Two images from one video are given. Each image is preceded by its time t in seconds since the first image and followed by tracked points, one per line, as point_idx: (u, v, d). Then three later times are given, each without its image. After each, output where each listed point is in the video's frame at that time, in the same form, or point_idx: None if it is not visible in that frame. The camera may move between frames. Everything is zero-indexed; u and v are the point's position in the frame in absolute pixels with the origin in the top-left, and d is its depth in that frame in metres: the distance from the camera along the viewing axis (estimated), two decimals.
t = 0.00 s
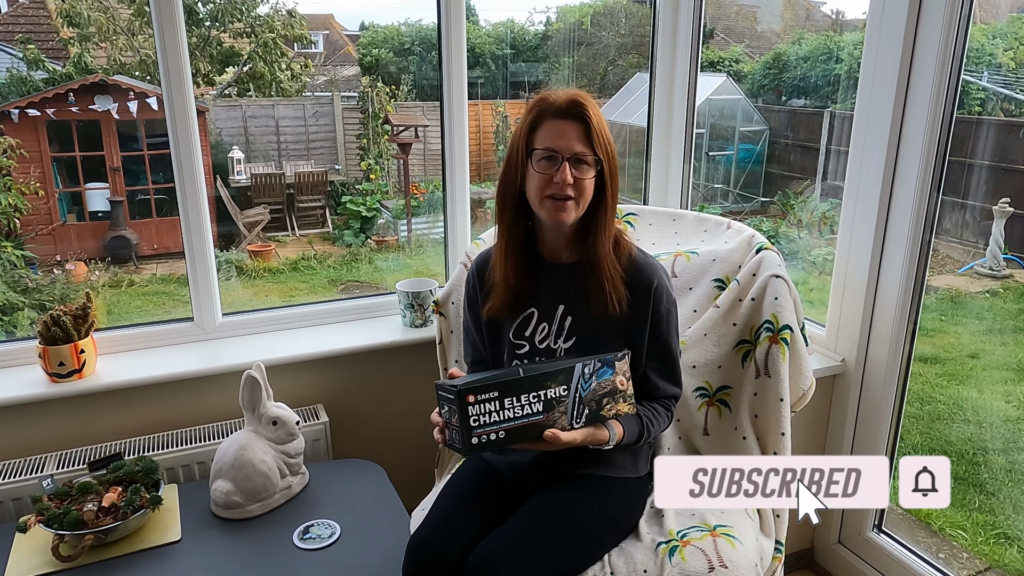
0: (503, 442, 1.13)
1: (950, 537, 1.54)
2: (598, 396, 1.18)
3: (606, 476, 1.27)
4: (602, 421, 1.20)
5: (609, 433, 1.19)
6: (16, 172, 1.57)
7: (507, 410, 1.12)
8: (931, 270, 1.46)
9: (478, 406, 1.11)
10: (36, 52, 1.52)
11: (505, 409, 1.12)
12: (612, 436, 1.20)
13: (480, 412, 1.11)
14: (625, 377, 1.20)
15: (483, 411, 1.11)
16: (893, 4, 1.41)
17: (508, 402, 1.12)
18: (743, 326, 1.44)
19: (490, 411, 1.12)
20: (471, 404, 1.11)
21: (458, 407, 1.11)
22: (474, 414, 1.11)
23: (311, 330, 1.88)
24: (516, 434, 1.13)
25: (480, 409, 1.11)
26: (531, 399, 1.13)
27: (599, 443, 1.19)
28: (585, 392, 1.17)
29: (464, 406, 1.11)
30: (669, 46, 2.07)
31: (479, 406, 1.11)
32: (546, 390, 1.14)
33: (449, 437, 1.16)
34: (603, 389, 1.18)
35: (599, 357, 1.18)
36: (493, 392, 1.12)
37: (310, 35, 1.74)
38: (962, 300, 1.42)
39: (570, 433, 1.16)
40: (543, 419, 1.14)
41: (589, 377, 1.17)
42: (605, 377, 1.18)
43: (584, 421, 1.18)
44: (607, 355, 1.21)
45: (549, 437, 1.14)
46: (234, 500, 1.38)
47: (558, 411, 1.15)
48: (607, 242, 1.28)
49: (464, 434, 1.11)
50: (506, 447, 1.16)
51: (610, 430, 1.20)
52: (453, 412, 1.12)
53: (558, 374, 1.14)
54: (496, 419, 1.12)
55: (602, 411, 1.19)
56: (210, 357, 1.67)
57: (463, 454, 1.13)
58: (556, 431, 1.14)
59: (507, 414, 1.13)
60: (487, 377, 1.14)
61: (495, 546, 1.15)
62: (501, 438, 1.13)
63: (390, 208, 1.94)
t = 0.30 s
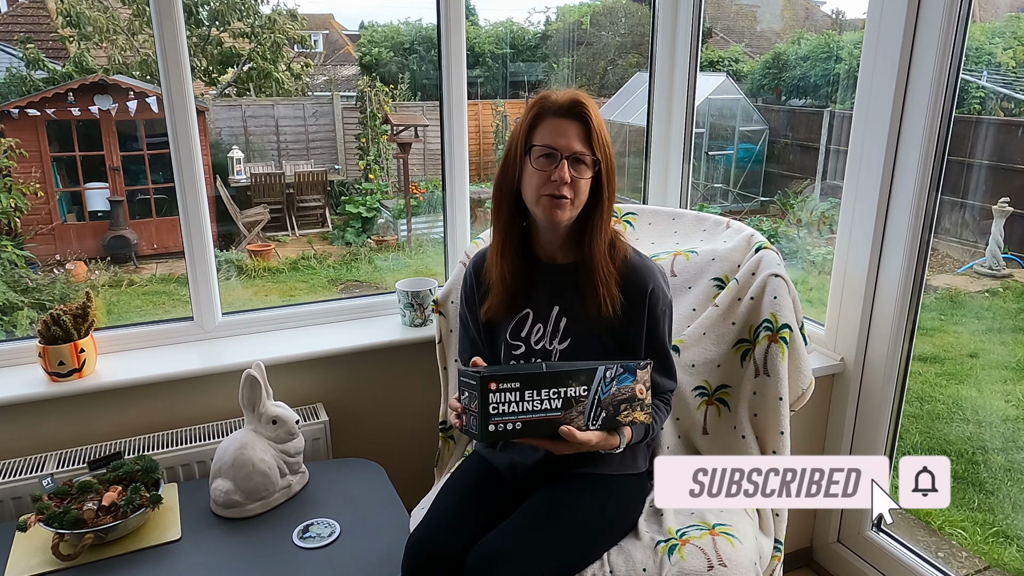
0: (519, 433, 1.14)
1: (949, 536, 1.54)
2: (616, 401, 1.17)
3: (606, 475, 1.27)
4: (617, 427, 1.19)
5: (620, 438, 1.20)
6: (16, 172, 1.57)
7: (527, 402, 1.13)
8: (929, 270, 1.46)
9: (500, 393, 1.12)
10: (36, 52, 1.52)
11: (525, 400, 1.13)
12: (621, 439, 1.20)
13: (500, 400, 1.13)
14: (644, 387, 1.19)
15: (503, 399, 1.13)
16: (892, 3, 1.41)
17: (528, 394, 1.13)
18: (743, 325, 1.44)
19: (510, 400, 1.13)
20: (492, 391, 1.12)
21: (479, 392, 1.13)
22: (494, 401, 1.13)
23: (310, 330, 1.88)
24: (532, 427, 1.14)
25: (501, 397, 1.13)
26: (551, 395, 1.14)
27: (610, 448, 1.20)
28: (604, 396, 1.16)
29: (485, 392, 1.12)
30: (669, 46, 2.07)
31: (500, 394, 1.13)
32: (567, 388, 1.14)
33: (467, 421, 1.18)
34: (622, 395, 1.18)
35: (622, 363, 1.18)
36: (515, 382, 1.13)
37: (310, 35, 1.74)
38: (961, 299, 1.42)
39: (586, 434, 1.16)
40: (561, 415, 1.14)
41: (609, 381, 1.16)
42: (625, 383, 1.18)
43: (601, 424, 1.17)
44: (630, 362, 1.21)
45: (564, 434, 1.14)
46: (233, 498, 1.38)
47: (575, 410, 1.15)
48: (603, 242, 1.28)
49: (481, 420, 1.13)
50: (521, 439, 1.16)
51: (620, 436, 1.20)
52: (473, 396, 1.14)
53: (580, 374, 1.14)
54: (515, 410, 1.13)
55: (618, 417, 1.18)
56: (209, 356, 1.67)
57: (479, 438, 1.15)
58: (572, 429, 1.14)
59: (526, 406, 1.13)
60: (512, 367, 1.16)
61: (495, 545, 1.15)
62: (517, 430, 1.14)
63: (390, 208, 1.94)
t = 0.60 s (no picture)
0: (521, 434, 1.14)
1: (949, 536, 1.54)
2: (616, 400, 1.18)
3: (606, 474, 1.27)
4: (618, 426, 1.19)
5: (620, 438, 1.20)
6: (17, 172, 1.57)
7: (528, 402, 1.13)
8: (929, 270, 1.46)
9: (501, 395, 1.12)
10: (36, 52, 1.52)
11: (526, 401, 1.13)
12: (622, 438, 1.20)
13: (502, 401, 1.12)
14: (643, 385, 1.19)
15: (504, 401, 1.12)
16: (892, 3, 1.41)
17: (529, 394, 1.13)
18: (742, 325, 1.44)
19: (511, 402, 1.13)
20: (493, 393, 1.12)
21: (480, 394, 1.12)
22: (496, 403, 1.12)
23: (310, 330, 1.88)
24: (534, 428, 1.14)
25: (502, 399, 1.12)
26: (552, 395, 1.14)
27: (610, 447, 1.19)
28: (605, 395, 1.17)
29: (486, 394, 1.12)
30: (668, 46, 2.07)
31: (501, 395, 1.12)
32: (567, 388, 1.14)
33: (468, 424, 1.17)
34: (621, 393, 1.18)
35: (621, 361, 1.18)
36: (516, 383, 1.12)
37: (310, 35, 1.74)
38: (961, 299, 1.42)
39: (588, 433, 1.16)
40: (561, 415, 1.14)
41: (610, 380, 1.16)
42: (624, 381, 1.18)
43: (601, 422, 1.17)
44: (630, 361, 1.21)
45: (566, 434, 1.14)
46: (233, 498, 1.38)
47: (576, 409, 1.15)
48: (602, 243, 1.28)
49: (483, 422, 1.12)
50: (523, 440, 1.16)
51: (620, 435, 1.20)
52: (474, 399, 1.13)
53: (580, 374, 1.14)
54: (516, 411, 1.13)
55: (618, 416, 1.18)
56: (208, 356, 1.68)
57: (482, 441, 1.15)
58: (574, 429, 1.14)
59: (528, 407, 1.13)
60: (514, 368, 1.15)
61: (494, 545, 1.15)
62: (519, 431, 1.13)
63: (390, 208, 1.94)
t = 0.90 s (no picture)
0: (520, 434, 1.14)
1: (948, 537, 1.54)
2: (615, 399, 1.17)
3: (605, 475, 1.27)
4: (616, 425, 1.19)
5: (617, 438, 1.19)
6: (16, 172, 1.57)
7: (526, 402, 1.13)
8: (928, 270, 1.46)
9: (500, 395, 1.12)
10: (36, 52, 1.52)
11: (525, 401, 1.13)
12: (620, 438, 1.19)
13: (501, 401, 1.12)
14: (642, 384, 1.19)
15: (503, 400, 1.12)
16: (891, 3, 1.41)
17: (528, 394, 1.13)
18: (741, 326, 1.44)
19: (510, 401, 1.13)
20: (491, 393, 1.12)
21: (479, 394, 1.12)
22: (495, 403, 1.12)
23: (309, 330, 1.88)
24: (533, 428, 1.14)
25: (501, 399, 1.12)
26: (551, 394, 1.14)
27: (609, 447, 1.19)
28: (603, 395, 1.16)
29: (485, 394, 1.12)
30: (668, 46, 2.07)
31: (500, 395, 1.12)
32: (566, 387, 1.14)
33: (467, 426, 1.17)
34: (620, 393, 1.18)
35: (619, 361, 1.18)
36: (514, 383, 1.12)
37: (310, 35, 1.74)
38: (960, 300, 1.42)
39: (587, 433, 1.16)
40: (560, 415, 1.14)
41: (608, 379, 1.16)
42: (622, 381, 1.18)
43: (600, 422, 1.17)
44: (627, 361, 1.21)
45: (565, 434, 1.14)
46: (231, 499, 1.38)
47: (575, 409, 1.15)
48: (602, 244, 1.28)
49: (481, 422, 1.12)
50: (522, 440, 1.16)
51: (619, 435, 1.19)
52: (473, 399, 1.13)
53: (578, 373, 1.14)
54: (515, 411, 1.13)
55: (617, 415, 1.18)
56: (207, 357, 1.67)
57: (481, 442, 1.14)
58: (573, 428, 1.14)
59: (526, 406, 1.13)
60: (511, 369, 1.16)
61: (493, 546, 1.15)
62: (518, 431, 1.13)
63: (389, 208, 1.94)
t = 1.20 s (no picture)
0: (528, 440, 1.13)
1: (948, 538, 1.54)
2: (621, 406, 1.17)
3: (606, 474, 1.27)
4: (620, 430, 1.19)
5: (621, 442, 1.20)
6: (16, 172, 1.57)
7: (535, 408, 1.12)
8: (928, 270, 1.46)
9: (509, 402, 1.11)
10: (36, 52, 1.52)
11: (533, 407, 1.12)
12: (623, 443, 1.21)
13: (509, 408, 1.11)
14: (647, 390, 1.20)
15: (512, 407, 1.12)
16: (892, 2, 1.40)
17: (537, 400, 1.12)
18: (741, 326, 1.44)
19: (518, 408, 1.12)
20: (501, 399, 1.11)
21: (488, 401, 1.11)
22: (504, 410, 1.11)
23: (309, 331, 1.88)
24: (541, 434, 1.13)
25: (510, 405, 1.11)
26: (559, 400, 1.13)
27: (612, 451, 1.20)
28: (610, 401, 1.16)
29: (495, 401, 1.11)
30: (668, 46, 2.07)
31: (509, 402, 1.11)
32: (574, 394, 1.13)
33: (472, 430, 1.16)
34: (626, 399, 1.18)
35: (626, 366, 1.17)
36: (523, 389, 1.12)
37: (310, 35, 1.74)
38: (961, 300, 1.42)
39: (593, 439, 1.16)
40: (568, 421, 1.14)
41: (615, 386, 1.16)
42: (629, 387, 1.17)
43: (606, 427, 1.17)
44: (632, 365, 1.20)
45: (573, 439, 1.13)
46: (231, 500, 1.38)
47: (582, 415, 1.15)
48: (606, 244, 1.28)
49: (490, 429, 1.11)
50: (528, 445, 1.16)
51: (622, 441, 1.20)
52: (482, 405, 1.12)
53: (587, 378, 1.14)
54: (524, 417, 1.12)
55: (622, 421, 1.18)
56: (207, 357, 1.68)
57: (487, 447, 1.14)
58: (581, 434, 1.14)
59: (535, 413, 1.13)
60: (518, 374, 1.15)
61: (492, 546, 1.15)
62: (525, 437, 1.13)
63: (389, 208, 1.94)
